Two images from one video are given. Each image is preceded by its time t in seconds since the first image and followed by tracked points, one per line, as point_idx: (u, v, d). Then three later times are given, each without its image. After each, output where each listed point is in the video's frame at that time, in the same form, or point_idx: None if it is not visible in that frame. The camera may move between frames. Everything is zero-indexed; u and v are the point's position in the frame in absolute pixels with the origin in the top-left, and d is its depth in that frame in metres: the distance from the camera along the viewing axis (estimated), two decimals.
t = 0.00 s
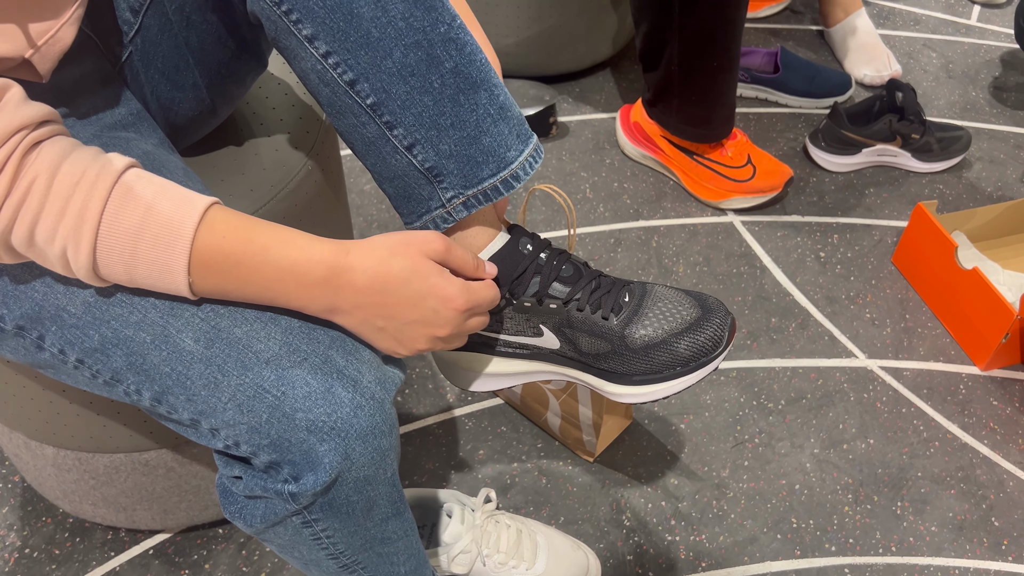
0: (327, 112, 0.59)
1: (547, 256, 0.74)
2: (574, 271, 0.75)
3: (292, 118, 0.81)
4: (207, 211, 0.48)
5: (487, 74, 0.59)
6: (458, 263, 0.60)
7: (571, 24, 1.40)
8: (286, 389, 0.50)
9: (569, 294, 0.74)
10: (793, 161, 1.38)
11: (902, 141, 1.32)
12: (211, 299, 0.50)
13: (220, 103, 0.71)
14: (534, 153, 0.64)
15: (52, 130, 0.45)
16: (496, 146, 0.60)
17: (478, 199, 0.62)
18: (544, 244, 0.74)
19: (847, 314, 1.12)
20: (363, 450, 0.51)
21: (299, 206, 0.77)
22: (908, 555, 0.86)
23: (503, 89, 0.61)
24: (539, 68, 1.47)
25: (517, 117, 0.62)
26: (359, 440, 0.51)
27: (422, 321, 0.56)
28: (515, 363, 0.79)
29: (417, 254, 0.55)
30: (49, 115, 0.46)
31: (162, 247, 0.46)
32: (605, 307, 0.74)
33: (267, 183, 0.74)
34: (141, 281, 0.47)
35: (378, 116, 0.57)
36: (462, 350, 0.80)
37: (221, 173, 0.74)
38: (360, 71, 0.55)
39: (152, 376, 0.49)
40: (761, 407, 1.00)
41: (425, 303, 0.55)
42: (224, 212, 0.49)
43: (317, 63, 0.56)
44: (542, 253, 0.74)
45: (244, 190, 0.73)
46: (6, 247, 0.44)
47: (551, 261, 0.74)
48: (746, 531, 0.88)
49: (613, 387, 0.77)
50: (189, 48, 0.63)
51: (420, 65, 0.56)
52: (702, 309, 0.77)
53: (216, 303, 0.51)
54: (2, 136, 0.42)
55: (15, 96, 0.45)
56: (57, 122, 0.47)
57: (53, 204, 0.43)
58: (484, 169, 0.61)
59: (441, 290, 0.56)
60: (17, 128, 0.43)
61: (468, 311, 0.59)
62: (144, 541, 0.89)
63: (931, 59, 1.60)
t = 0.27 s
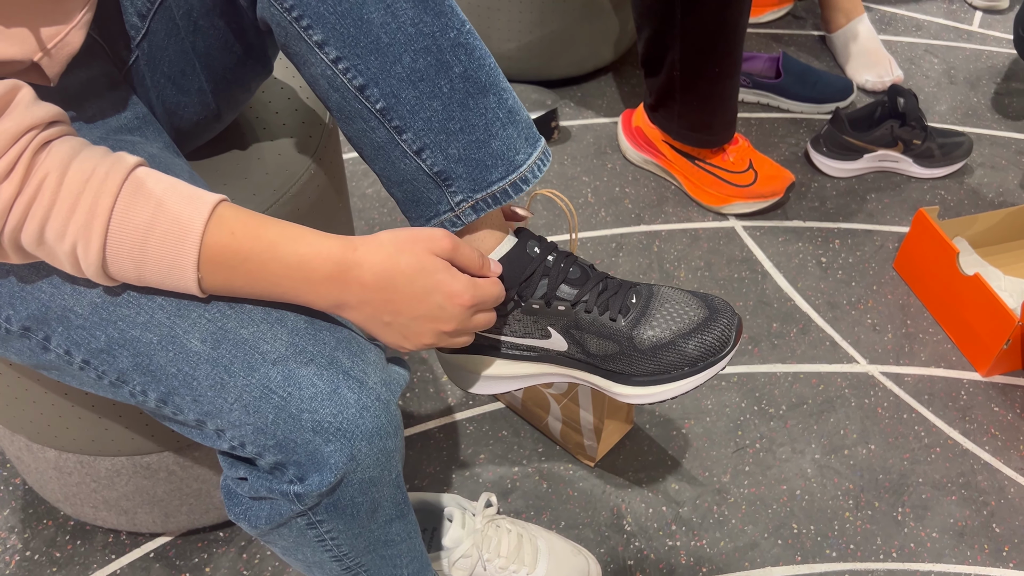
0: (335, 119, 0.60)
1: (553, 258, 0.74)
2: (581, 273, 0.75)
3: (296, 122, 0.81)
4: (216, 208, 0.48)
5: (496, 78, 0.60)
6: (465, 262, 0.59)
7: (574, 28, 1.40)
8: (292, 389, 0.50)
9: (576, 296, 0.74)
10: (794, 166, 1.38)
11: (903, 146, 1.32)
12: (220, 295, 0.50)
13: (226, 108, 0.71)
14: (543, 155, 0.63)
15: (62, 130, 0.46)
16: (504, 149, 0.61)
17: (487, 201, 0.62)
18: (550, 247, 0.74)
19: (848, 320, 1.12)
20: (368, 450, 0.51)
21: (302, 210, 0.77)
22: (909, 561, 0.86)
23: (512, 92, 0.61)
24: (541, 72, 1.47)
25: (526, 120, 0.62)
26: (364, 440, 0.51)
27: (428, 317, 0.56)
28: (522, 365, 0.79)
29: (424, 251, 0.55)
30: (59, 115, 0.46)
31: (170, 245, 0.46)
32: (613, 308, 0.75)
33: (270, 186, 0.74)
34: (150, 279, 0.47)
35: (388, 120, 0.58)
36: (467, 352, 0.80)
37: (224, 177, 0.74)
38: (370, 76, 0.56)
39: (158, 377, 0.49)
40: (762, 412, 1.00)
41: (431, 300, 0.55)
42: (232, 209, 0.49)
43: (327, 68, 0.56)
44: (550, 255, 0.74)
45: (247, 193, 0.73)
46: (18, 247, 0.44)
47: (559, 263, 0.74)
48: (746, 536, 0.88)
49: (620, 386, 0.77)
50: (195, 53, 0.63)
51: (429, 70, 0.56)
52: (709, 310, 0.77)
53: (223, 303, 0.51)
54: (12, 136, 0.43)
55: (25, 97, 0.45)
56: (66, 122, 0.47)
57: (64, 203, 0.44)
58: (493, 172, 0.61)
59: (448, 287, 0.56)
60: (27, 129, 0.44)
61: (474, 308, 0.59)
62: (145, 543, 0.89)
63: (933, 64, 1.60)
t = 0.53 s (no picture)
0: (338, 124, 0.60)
1: (553, 268, 0.74)
2: (580, 283, 0.75)
3: (296, 123, 0.81)
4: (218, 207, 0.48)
5: (498, 88, 0.60)
6: (466, 266, 0.59)
7: (575, 30, 1.40)
8: (291, 390, 0.50)
9: (575, 307, 0.74)
10: (795, 169, 1.38)
11: (904, 149, 1.32)
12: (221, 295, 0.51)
13: (228, 109, 0.71)
14: (544, 165, 0.64)
15: (64, 130, 0.46)
16: (506, 158, 0.61)
17: (488, 210, 0.62)
18: (550, 256, 0.74)
19: (848, 322, 1.12)
20: (367, 452, 0.52)
21: (303, 210, 0.78)
22: (908, 563, 0.86)
23: (514, 102, 0.62)
24: (542, 74, 1.48)
25: (527, 130, 0.62)
26: (363, 442, 0.51)
27: (427, 321, 0.56)
28: (520, 371, 0.80)
29: (427, 253, 0.56)
30: (61, 114, 0.47)
31: (173, 243, 0.46)
32: (611, 320, 0.75)
33: (271, 187, 0.74)
34: (151, 278, 0.47)
35: (390, 127, 0.58)
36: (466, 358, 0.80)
37: (225, 178, 0.74)
38: (374, 84, 0.56)
39: (157, 377, 0.49)
40: (762, 414, 1.00)
41: (430, 305, 0.55)
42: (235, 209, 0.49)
43: (331, 75, 0.56)
44: (549, 265, 0.74)
45: (247, 194, 0.73)
46: (20, 245, 0.44)
47: (558, 273, 0.74)
48: (746, 538, 0.88)
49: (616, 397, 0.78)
50: (198, 55, 0.63)
51: (433, 78, 0.57)
52: (706, 324, 0.78)
53: (222, 304, 0.51)
54: (16, 134, 0.43)
55: (28, 96, 0.45)
56: (68, 122, 0.47)
57: (65, 200, 0.44)
58: (495, 181, 0.61)
59: (447, 292, 0.56)
60: (30, 128, 0.44)
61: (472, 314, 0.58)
62: (145, 544, 0.89)
63: (934, 67, 1.61)
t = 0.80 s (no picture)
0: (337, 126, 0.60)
1: (552, 274, 0.74)
2: (579, 289, 0.75)
3: (296, 124, 0.82)
4: (218, 206, 0.48)
5: (501, 93, 0.59)
6: (471, 251, 0.58)
7: (575, 32, 1.41)
8: (289, 391, 0.50)
9: (575, 311, 0.75)
10: (795, 170, 1.38)
11: (904, 150, 1.32)
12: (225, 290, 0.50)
13: (228, 110, 0.71)
14: (545, 172, 0.63)
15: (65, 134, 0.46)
16: (507, 165, 0.60)
17: (488, 216, 0.62)
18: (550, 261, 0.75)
19: (847, 323, 1.12)
20: (364, 453, 0.52)
21: (302, 211, 0.78)
22: (907, 564, 0.86)
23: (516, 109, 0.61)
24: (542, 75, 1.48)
25: (530, 137, 0.62)
26: (360, 443, 0.51)
27: (428, 313, 0.55)
28: (522, 378, 0.79)
29: (426, 243, 0.54)
30: (61, 118, 0.47)
31: (174, 242, 0.46)
32: (611, 324, 0.75)
33: (270, 187, 0.74)
34: (153, 276, 0.47)
35: (392, 133, 0.58)
36: (466, 362, 0.78)
37: (225, 178, 0.75)
38: (376, 89, 0.56)
39: (154, 377, 0.49)
40: (761, 415, 1.00)
41: (431, 296, 0.54)
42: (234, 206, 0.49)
43: (333, 81, 0.57)
44: (549, 270, 0.74)
45: (247, 194, 0.73)
46: (22, 247, 0.44)
47: (558, 279, 0.74)
48: (744, 539, 0.88)
49: (616, 402, 0.77)
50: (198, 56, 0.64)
51: (435, 85, 0.56)
52: (705, 327, 0.79)
53: (220, 303, 0.51)
54: (19, 138, 0.43)
55: (30, 100, 0.46)
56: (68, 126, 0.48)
57: (66, 202, 0.44)
58: (495, 187, 0.61)
59: (447, 283, 0.54)
60: (32, 131, 0.44)
61: (475, 301, 0.57)
62: (143, 544, 0.89)
63: (934, 69, 1.61)
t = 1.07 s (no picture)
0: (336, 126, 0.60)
1: (591, 271, 0.74)
2: (619, 282, 0.75)
3: (295, 124, 0.82)
4: (183, 174, 0.47)
5: (518, 85, 0.61)
6: (446, 180, 0.50)
7: (574, 32, 1.41)
8: (284, 391, 0.50)
9: (618, 304, 0.75)
10: (794, 170, 1.38)
11: (903, 150, 1.32)
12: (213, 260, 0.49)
13: (228, 111, 0.72)
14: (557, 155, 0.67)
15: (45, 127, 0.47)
16: (525, 160, 0.61)
17: (511, 213, 0.63)
18: (588, 260, 0.75)
19: (846, 324, 1.12)
20: (360, 453, 0.52)
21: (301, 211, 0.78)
22: (906, 564, 0.86)
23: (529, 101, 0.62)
24: (542, 75, 1.48)
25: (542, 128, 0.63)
26: (356, 443, 0.51)
27: (406, 244, 0.48)
28: (564, 372, 0.79)
29: (386, 170, 0.48)
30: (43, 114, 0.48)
31: (144, 220, 0.46)
32: (656, 314, 0.75)
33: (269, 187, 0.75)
34: (139, 257, 0.47)
35: (418, 127, 0.58)
36: (505, 357, 0.79)
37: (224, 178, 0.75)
38: (399, 83, 0.56)
39: (150, 377, 0.49)
40: (761, 415, 1.00)
41: (399, 223, 0.48)
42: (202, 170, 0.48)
43: (356, 77, 0.56)
44: (586, 268, 0.74)
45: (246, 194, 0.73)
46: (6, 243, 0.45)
47: (596, 275, 0.74)
48: (743, 539, 0.88)
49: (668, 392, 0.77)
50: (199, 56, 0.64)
51: (457, 75, 0.57)
52: (754, 314, 0.78)
53: (216, 303, 0.51)
54: None
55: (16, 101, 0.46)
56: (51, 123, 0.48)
57: (41, 191, 0.44)
58: (515, 183, 0.61)
59: (415, 205, 0.47)
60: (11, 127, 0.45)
61: (459, 226, 0.50)
62: (142, 543, 0.89)
63: (933, 70, 1.61)
